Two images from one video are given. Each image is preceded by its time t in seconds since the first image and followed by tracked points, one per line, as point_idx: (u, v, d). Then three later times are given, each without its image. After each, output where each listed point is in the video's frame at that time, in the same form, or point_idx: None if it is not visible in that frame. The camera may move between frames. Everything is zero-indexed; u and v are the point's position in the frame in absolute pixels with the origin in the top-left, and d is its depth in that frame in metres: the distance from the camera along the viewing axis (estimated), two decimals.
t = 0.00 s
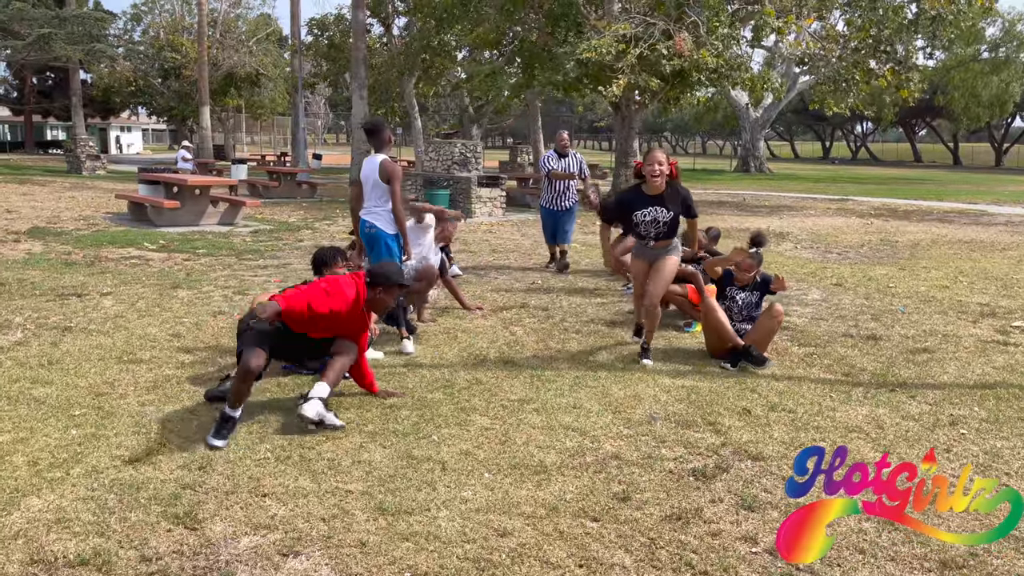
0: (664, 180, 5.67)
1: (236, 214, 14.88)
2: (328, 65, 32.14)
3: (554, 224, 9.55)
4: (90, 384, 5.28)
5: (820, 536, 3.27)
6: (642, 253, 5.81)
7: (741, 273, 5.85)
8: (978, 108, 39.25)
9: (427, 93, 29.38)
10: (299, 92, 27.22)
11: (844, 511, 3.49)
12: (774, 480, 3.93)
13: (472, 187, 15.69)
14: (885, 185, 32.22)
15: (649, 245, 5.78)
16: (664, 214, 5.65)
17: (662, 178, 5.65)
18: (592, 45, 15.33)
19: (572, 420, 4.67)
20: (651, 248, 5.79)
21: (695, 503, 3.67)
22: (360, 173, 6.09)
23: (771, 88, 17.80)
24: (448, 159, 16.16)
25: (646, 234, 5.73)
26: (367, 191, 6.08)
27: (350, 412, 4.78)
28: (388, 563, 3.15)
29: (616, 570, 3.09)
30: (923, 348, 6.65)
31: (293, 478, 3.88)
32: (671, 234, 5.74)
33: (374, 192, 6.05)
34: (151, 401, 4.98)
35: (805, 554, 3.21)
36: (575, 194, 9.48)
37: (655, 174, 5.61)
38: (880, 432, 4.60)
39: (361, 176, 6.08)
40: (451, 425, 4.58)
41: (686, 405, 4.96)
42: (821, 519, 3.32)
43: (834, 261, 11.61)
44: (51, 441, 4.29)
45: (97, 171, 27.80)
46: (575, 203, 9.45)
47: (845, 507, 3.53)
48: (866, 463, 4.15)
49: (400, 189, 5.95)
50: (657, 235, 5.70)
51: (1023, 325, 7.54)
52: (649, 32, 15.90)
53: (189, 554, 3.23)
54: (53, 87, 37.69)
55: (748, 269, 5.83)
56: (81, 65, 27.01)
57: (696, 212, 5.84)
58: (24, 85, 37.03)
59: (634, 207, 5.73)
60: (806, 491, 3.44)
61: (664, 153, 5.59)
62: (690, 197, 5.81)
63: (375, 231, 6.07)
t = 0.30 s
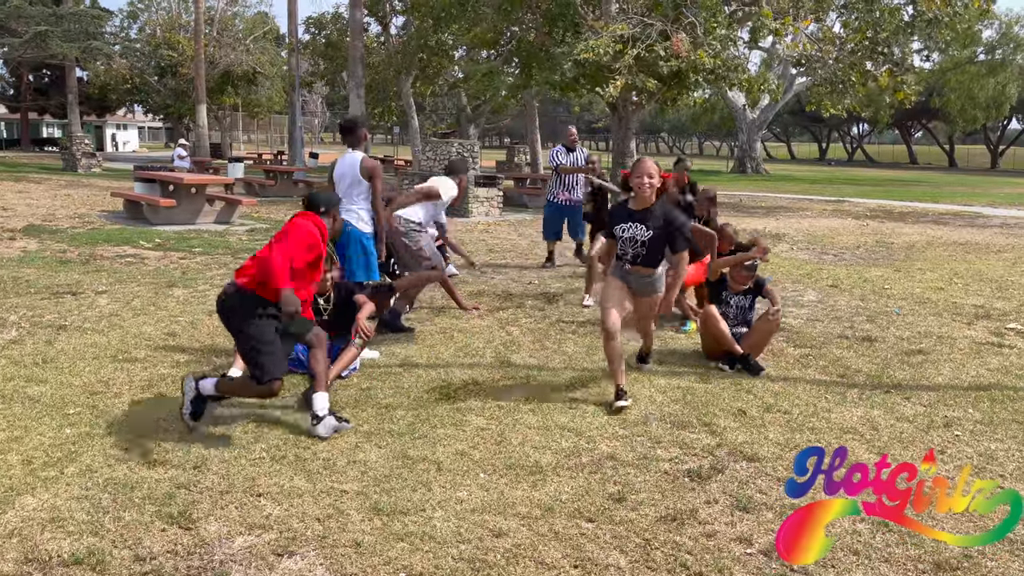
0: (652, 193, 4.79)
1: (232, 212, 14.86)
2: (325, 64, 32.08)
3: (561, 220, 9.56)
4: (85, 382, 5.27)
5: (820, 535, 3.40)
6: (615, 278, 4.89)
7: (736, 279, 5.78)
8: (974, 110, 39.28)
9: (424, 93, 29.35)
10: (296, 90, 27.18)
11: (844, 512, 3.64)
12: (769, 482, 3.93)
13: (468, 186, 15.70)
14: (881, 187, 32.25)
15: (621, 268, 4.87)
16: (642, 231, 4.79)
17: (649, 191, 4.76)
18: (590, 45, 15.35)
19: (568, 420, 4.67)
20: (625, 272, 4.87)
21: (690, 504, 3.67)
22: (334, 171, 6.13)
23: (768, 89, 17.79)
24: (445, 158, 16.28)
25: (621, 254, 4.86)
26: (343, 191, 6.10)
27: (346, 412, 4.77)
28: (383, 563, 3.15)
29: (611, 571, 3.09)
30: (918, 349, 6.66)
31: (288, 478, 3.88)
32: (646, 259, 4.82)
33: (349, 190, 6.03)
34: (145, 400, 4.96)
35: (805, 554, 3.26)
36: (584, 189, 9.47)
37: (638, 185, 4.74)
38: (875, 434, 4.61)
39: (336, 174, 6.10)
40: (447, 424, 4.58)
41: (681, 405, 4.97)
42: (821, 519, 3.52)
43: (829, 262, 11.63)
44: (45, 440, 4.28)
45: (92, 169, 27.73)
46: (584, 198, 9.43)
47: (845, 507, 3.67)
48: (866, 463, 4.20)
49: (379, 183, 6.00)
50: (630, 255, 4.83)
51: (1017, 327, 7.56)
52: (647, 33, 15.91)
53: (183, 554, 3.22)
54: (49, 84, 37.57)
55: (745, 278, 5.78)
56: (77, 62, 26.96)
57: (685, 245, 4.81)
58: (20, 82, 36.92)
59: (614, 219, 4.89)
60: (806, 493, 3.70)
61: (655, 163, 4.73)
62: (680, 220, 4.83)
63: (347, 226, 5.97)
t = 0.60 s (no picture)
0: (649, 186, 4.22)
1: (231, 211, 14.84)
2: (323, 63, 32.08)
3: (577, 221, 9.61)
4: (86, 381, 5.27)
5: (820, 535, 3.40)
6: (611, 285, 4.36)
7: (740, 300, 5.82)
8: (971, 109, 39.29)
9: (422, 92, 29.33)
10: (293, 89, 27.14)
11: (844, 511, 3.64)
12: (770, 480, 3.95)
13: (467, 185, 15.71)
14: (879, 186, 32.25)
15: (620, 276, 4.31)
16: (644, 231, 4.21)
17: (648, 183, 4.20)
18: (588, 44, 15.37)
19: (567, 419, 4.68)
20: (620, 283, 4.34)
21: (691, 501, 3.69)
22: (305, 171, 6.02)
23: (766, 88, 17.78)
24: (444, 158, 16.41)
25: (617, 260, 4.29)
26: (315, 190, 5.98)
27: (348, 411, 4.79)
28: (387, 560, 3.16)
29: (614, 568, 3.11)
30: (916, 348, 6.69)
31: (291, 476, 3.88)
32: (647, 263, 4.29)
33: (321, 188, 5.98)
34: (147, 399, 4.96)
35: (805, 554, 3.27)
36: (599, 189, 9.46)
37: (636, 178, 4.15)
38: (875, 432, 4.63)
39: (309, 174, 6.00)
40: (448, 423, 4.59)
41: (682, 404, 4.98)
42: (821, 518, 3.52)
43: (828, 261, 11.67)
44: (47, 438, 4.29)
45: (90, 168, 27.69)
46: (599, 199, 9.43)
47: (845, 506, 3.67)
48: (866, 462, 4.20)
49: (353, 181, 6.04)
50: (630, 262, 4.26)
51: (1015, 326, 7.59)
52: (645, 32, 15.91)
53: (187, 552, 3.23)
54: (47, 83, 37.53)
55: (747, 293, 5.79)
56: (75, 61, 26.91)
57: (691, 245, 4.32)
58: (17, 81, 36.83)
59: (606, 218, 4.27)
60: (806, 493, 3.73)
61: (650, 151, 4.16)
62: (680, 216, 4.31)
63: (330, 225, 5.92)
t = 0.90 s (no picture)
0: (627, 216, 3.30)
1: (237, 212, 14.92)
2: (326, 64, 32.15)
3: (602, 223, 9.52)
4: (98, 380, 5.34)
5: (819, 536, 3.36)
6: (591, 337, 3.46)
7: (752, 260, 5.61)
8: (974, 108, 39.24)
9: (425, 92, 29.38)
10: (297, 89, 27.22)
11: (843, 512, 3.60)
12: (775, 476, 4.00)
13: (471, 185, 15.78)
14: (882, 184, 32.23)
15: (602, 329, 3.40)
16: (620, 273, 3.28)
17: (622, 213, 3.28)
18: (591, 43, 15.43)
19: (575, 416, 4.73)
20: (608, 332, 3.40)
21: (698, 497, 3.74)
22: (280, 171, 6.06)
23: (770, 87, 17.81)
24: (448, 159, 16.56)
25: (594, 308, 3.38)
26: (289, 189, 6.07)
27: (358, 410, 4.84)
28: (400, 555, 3.21)
29: (623, 561, 3.17)
30: (921, 346, 6.73)
31: (303, 473, 3.94)
32: (634, 312, 3.33)
33: (295, 189, 6.06)
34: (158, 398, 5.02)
35: (804, 553, 3.26)
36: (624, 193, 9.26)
37: (606, 208, 3.26)
38: (880, 429, 4.67)
39: (285, 174, 6.06)
40: (457, 421, 4.65)
41: (687, 402, 5.04)
42: (821, 518, 3.46)
43: (832, 260, 11.71)
44: (62, 436, 4.36)
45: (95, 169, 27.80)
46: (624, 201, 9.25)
47: (845, 507, 3.63)
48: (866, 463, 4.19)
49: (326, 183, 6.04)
50: (610, 311, 3.34)
51: (1019, 324, 7.63)
52: (649, 32, 15.97)
53: (203, 547, 3.29)
54: (51, 84, 37.59)
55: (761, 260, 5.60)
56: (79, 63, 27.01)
57: (692, 286, 3.26)
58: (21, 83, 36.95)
59: (577, 257, 3.40)
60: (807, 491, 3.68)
61: (624, 169, 3.30)
62: (673, 246, 3.32)
63: (308, 227, 6.06)
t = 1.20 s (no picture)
0: (571, 223, 2.53)
1: (251, 210, 15.07)
2: (338, 63, 32.30)
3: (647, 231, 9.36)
4: (119, 375, 5.45)
5: (819, 536, 3.39)
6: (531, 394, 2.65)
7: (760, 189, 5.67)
8: (987, 103, 38.93)
9: (437, 90, 29.46)
10: (309, 88, 27.36)
11: (844, 511, 3.62)
12: (785, 468, 4.05)
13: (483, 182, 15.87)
14: (897, 180, 32.05)
15: (548, 381, 2.59)
16: (572, 302, 2.49)
17: (565, 221, 2.50)
18: (602, 41, 15.46)
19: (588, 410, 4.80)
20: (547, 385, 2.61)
21: (709, 488, 3.80)
22: (279, 170, 6.17)
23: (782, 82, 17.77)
24: (460, 156, 16.64)
25: (534, 353, 2.58)
26: (285, 188, 6.17)
27: (373, 403, 4.93)
28: (417, 544, 3.30)
29: (635, 550, 3.23)
30: (933, 341, 6.75)
31: (321, 465, 4.03)
32: (585, 350, 2.58)
33: (291, 188, 6.16)
34: (178, 392, 5.13)
35: (804, 554, 3.25)
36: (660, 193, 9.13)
37: (542, 211, 2.49)
38: (890, 422, 4.72)
39: (283, 173, 6.17)
40: (472, 414, 4.73)
41: (698, 396, 5.10)
42: (820, 519, 3.52)
43: (844, 255, 11.71)
44: (86, 429, 4.47)
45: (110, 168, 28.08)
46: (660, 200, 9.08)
47: (845, 508, 3.64)
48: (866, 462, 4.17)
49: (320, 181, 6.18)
50: (555, 355, 2.57)
51: None
52: (660, 28, 15.98)
53: (226, 534, 3.39)
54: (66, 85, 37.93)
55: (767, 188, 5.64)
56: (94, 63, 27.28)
57: (658, 311, 2.57)
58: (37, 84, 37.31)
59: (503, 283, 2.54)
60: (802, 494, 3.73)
61: (565, 163, 2.53)
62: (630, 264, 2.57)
63: (302, 225, 6.17)
